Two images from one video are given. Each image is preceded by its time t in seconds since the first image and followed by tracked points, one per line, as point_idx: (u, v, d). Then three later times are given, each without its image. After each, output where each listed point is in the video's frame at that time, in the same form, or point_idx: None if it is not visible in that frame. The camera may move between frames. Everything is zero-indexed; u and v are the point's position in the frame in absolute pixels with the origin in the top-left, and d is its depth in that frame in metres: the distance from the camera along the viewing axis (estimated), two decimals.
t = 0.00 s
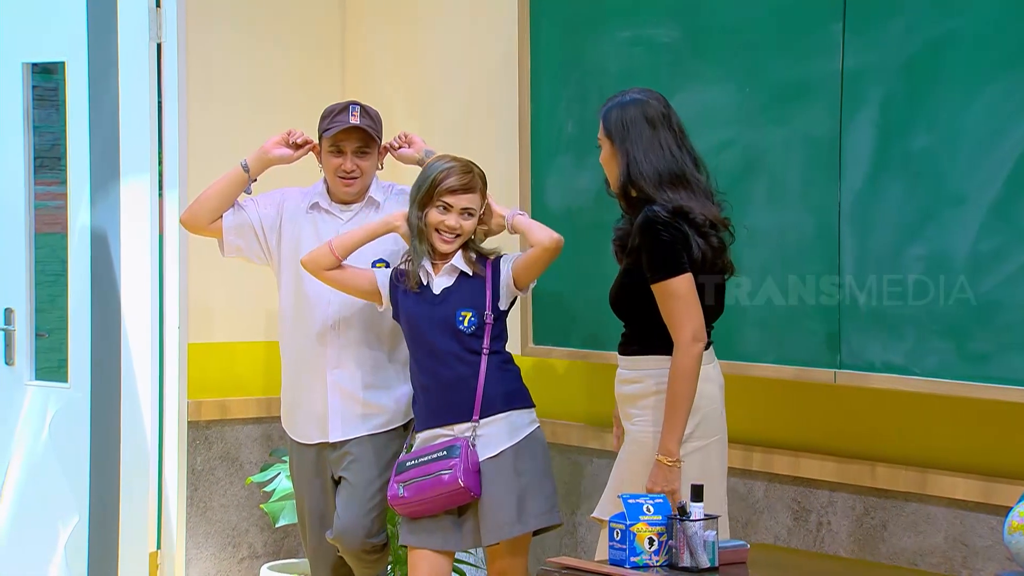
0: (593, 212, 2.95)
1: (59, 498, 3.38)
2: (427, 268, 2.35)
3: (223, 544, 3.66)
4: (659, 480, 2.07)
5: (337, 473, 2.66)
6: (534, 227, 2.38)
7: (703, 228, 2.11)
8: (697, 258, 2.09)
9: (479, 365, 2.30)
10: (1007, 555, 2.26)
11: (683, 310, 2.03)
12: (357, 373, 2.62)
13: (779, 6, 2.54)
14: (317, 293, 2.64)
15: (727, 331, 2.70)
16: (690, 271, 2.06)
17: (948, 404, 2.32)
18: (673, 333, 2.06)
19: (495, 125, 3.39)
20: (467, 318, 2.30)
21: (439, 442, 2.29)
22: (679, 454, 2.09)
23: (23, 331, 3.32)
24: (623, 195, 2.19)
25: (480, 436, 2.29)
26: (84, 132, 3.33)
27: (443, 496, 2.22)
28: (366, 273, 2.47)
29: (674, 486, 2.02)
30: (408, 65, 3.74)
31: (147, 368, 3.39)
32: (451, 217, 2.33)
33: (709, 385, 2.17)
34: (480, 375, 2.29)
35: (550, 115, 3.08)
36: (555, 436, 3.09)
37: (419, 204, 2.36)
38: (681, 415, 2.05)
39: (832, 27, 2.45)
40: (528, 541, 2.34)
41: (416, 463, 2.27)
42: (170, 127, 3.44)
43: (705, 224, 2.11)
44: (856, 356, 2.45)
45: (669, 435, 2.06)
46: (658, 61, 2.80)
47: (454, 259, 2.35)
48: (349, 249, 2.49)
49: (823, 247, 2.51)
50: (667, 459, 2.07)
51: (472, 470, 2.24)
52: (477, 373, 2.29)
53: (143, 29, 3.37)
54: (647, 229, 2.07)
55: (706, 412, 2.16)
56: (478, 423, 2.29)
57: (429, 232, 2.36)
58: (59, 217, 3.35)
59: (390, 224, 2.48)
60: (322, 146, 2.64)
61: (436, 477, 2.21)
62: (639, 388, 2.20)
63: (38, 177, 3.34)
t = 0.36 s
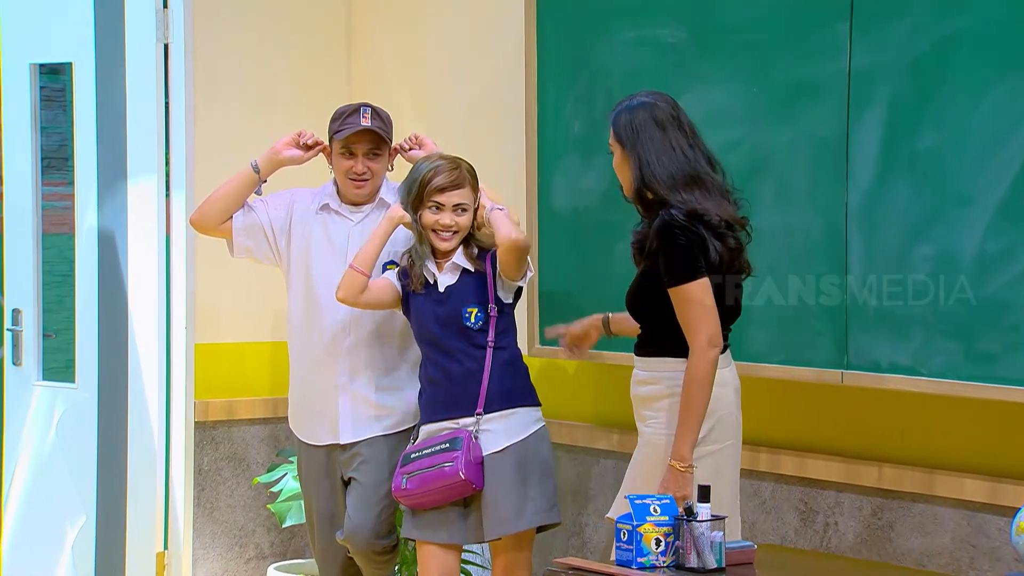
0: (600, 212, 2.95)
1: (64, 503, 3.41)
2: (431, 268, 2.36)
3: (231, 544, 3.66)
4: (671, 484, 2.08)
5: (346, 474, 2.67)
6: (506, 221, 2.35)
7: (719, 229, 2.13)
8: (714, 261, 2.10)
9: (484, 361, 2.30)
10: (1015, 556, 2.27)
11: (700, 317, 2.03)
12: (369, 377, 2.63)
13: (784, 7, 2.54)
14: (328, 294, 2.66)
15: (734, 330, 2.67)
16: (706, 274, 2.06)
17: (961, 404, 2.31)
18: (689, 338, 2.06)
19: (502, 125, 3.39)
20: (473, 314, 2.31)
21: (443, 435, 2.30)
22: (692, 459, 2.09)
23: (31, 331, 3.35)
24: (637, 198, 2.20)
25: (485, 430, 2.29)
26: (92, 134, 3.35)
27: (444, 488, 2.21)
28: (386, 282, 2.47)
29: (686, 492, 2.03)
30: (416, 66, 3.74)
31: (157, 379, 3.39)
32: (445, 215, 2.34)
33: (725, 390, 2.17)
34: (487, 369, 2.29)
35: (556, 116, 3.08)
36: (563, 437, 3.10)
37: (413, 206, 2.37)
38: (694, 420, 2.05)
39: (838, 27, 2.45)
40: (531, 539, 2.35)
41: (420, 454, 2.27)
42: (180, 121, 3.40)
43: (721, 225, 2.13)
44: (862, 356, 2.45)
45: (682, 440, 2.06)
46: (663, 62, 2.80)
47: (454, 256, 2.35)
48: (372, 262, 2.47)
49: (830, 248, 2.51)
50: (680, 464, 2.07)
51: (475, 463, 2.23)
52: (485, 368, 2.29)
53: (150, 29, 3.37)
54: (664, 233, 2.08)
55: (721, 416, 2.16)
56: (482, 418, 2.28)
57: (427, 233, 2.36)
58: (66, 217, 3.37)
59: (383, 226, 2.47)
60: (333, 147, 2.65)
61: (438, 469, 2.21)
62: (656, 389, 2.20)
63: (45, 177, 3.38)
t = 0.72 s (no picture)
0: (607, 212, 2.95)
1: (71, 503, 3.41)
2: (441, 269, 2.36)
3: (237, 544, 3.67)
4: (692, 490, 2.07)
5: (356, 474, 2.67)
6: (511, 231, 2.32)
7: (725, 231, 2.12)
8: (722, 263, 2.10)
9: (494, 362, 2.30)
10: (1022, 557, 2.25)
11: (710, 319, 2.03)
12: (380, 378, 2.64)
13: (791, 7, 2.54)
14: (339, 295, 2.66)
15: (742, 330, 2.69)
16: (714, 276, 2.06)
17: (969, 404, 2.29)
18: (700, 343, 2.06)
19: (509, 125, 3.39)
20: (483, 316, 2.30)
21: (453, 436, 2.30)
22: (710, 463, 2.09)
23: (38, 331, 3.33)
24: (640, 201, 2.19)
25: (495, 431, 2.29)
26: (98, 133, 3.35)
27: (454, 489, 2.22)
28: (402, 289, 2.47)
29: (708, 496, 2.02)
30: (421, 66, 3.74)
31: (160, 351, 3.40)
32: (447, 224, 2.33)
33: (738, 391, 2.17)
34: (495, 370, 2.29)
35: (563, 116, 3.08)
36: (569, 437, 3.10)
37: (419, 214, 2.39)
38: (711, 427, 2.05)
39: (845, 27, 2.45)
40: (541, 540, 2.36)
41: (430, 454, 2.27)
42: (183, 128, 3.46)
43: (727, 227, 2.12)
44: (869, 357, 2.46)
45: (701, 445, 2.06)
46: (670, 62, 2.80)
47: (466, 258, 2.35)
48: (384, 273, 2.47)
49: (836, 249, 2.51)
50: (699, 470, 2.07)
51: (484, 464, 2.24)
52: (493, 369, 2.29)
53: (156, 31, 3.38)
54: (673, 237, 2.08)
55: (734, 417, 2.16)
56: (492, 419, 2.28)
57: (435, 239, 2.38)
58: (73, 217, 3.36)
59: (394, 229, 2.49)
60: (343, 148, 2.65)
61: (449, 470, 2.22)
62: (667, 392, 2.21)
63: (52, 178, 3.35)
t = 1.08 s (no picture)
0: (614, 212, 2.94)
1: (79, 503, 3.42)
2: (462, 264, 2.39)
3: (245, 544, 3.67)
4: (687, 486, 2.09)
5: (363, 474, 2.67)
6: (527, 247, 2.30)
7: (732, 228, 2.10)
8: (727, 260, 2.09)
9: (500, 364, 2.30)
10: None
11: (712, 317, 2.03)
12: (385, 378, 2.65)
13: (800, 7, 2.53)
14: (346, 296, 2.67)
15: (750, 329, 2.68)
16: (719, 273, 2.05)
17: (983, 403, 2.30)
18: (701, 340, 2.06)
19: (517, 125, 3.39)
20: (495, 315, 2.31)
21: (457, 435, 2.30)
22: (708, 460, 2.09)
23: (46, 331, 3.39)
24: (649, 198, 2.19)
25: (497, 432, 2.29)
26: (107, 132, 3.36)
27: (452, 489, 2.22)
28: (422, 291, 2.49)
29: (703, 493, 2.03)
30: (430, 67, 3.74)
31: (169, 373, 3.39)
32: (460, 227, 2.34)
33: (740, 390, 2.15)
34: (501, 370, 2.29)
35: (571, 116, 3.08)
36: (577, 437, 3.11)
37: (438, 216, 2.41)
38: (709, 425, 2.05)
39: (855, 26, 2.44)
40: (544, 540, 2.32)
41: (433, 453, 2.27)
42: (192, 123, 3.43)
43: (733, 224, 2.11)
44: (878, 356, 2.43)
45: (698, 441, 2.06)
46: (678, 61, 2.79)
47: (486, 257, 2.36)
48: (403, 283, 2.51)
49: (845, 248, 2.50)
50: (696, 465, 2.07)
51: (484, 466, 2.23)
52: (500, 369, 2.30)
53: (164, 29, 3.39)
54: (678, 232, 2.07)
55: (735, 417, 2.15)
56: (495, 419, 2.28)
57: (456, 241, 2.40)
58: (82, 218, 3.40)
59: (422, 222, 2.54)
60: (353, 152, 2.64)
61: (448, 469, 2.21)
62: (671, 390, 2.21)
63: (61, 178, 3.40)
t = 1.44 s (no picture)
0: (628, 211, 2.93)
1: (92, 502, 3.43)
2: (488, 259, 2.40)
3: (258, 543, 3.67)
4: (692, 483, 2.07)
5: (374, 474, 2.67)
6: (519, 253, 2.25)
7: (743, 226, 2.06)
8: (736, 259, 2.05)
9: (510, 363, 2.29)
10: None
11: (723, 315, 2.02)
12: (397, 379, 2.64)
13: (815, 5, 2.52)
14: (357, 295, 2.67)
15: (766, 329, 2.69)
16: (729, 273, 2.03)
17: (998, 404, 2.28)
18: (709, 337, 2.05)
19: (530, 125, 3.38)
20: (507, 314, 2.29)
21: (466, 430, 2.31)
22: (714, 459, 2.07)
23: (59, 330, 3.38)
24: (665, 196, 2.18)
25: (502, 432, 2.29)
26: (120, 130, 3.37)
27: (446, 481, 2.23)
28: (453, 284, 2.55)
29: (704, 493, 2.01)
30: (444, 67, 3.74)
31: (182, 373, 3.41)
32: (481, 219, 2.37)
33: (747, 390, 2.14)
34: (513, 369, 2.28)
35: (584, 115, 3.08)
36: (588, 437, 3.09)
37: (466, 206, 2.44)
38: (715, 424, 2.03)
39: (870, 25, 2.42)
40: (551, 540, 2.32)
41: (442, 441, 2.29)
42: (204, 122, 3.46)
43: (744, 223, 2.06)
44: (893, 356, 2.42)
45: (704, 441, 2.04)
46: (692, 60, 2.78)
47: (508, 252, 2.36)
48: (436, 274, 2.54)
49: (859, 248, 2.48)
50: (701, 464, 2.05)
51: (482, 465, 2.24)
52: (511, 368, 2.29)
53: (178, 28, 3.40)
54: (687, 229, 2.05)
55: (742, 418, 2.13)
56: (501, 419, 2.28)
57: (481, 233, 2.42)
58: (95, 217, 3.40)
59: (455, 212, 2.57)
60: (367, 155, 2.64)
61: (448, 461, 2.23)
62: (682, 390, 2.20)
63: (73, 178, 3.40)
